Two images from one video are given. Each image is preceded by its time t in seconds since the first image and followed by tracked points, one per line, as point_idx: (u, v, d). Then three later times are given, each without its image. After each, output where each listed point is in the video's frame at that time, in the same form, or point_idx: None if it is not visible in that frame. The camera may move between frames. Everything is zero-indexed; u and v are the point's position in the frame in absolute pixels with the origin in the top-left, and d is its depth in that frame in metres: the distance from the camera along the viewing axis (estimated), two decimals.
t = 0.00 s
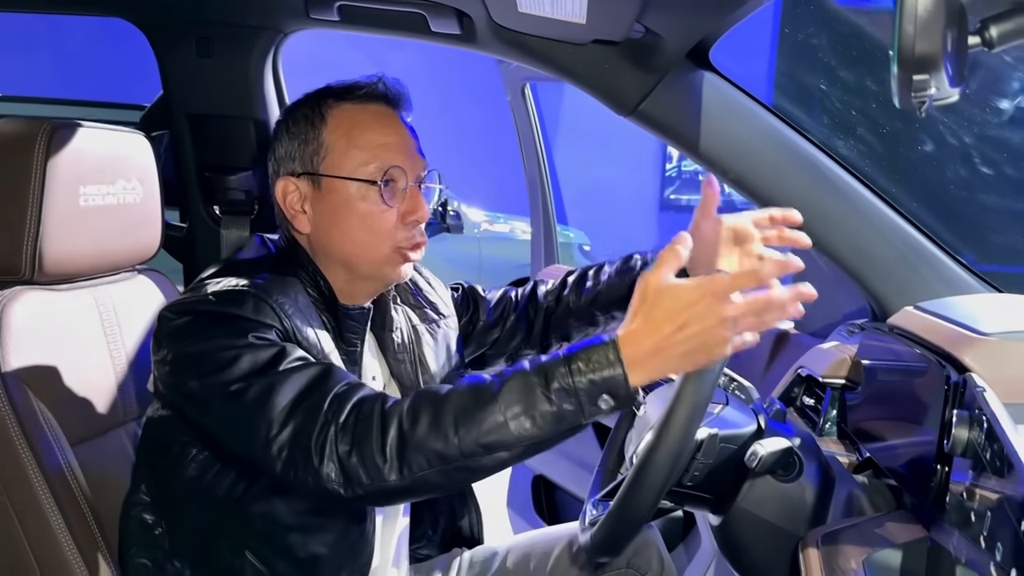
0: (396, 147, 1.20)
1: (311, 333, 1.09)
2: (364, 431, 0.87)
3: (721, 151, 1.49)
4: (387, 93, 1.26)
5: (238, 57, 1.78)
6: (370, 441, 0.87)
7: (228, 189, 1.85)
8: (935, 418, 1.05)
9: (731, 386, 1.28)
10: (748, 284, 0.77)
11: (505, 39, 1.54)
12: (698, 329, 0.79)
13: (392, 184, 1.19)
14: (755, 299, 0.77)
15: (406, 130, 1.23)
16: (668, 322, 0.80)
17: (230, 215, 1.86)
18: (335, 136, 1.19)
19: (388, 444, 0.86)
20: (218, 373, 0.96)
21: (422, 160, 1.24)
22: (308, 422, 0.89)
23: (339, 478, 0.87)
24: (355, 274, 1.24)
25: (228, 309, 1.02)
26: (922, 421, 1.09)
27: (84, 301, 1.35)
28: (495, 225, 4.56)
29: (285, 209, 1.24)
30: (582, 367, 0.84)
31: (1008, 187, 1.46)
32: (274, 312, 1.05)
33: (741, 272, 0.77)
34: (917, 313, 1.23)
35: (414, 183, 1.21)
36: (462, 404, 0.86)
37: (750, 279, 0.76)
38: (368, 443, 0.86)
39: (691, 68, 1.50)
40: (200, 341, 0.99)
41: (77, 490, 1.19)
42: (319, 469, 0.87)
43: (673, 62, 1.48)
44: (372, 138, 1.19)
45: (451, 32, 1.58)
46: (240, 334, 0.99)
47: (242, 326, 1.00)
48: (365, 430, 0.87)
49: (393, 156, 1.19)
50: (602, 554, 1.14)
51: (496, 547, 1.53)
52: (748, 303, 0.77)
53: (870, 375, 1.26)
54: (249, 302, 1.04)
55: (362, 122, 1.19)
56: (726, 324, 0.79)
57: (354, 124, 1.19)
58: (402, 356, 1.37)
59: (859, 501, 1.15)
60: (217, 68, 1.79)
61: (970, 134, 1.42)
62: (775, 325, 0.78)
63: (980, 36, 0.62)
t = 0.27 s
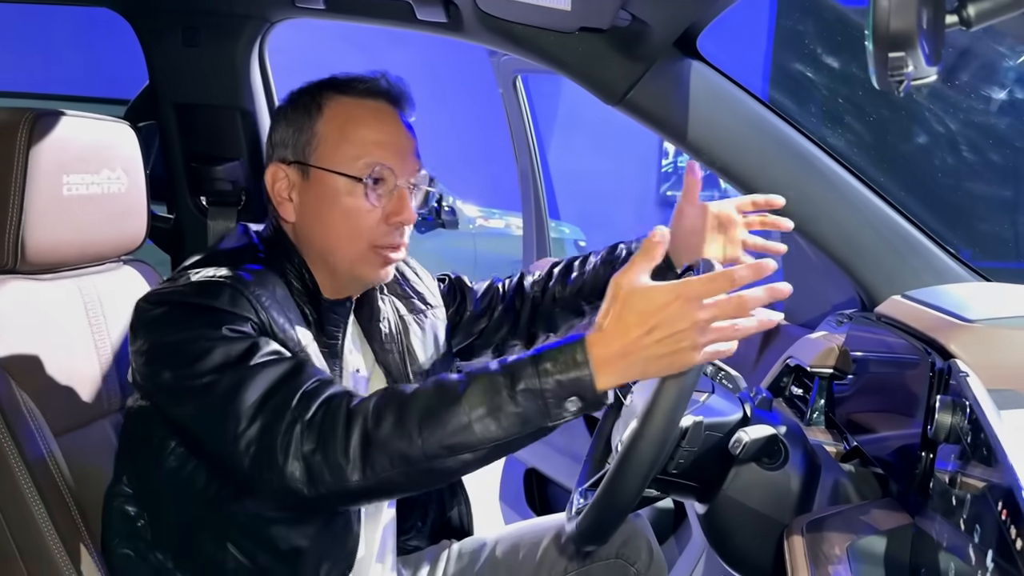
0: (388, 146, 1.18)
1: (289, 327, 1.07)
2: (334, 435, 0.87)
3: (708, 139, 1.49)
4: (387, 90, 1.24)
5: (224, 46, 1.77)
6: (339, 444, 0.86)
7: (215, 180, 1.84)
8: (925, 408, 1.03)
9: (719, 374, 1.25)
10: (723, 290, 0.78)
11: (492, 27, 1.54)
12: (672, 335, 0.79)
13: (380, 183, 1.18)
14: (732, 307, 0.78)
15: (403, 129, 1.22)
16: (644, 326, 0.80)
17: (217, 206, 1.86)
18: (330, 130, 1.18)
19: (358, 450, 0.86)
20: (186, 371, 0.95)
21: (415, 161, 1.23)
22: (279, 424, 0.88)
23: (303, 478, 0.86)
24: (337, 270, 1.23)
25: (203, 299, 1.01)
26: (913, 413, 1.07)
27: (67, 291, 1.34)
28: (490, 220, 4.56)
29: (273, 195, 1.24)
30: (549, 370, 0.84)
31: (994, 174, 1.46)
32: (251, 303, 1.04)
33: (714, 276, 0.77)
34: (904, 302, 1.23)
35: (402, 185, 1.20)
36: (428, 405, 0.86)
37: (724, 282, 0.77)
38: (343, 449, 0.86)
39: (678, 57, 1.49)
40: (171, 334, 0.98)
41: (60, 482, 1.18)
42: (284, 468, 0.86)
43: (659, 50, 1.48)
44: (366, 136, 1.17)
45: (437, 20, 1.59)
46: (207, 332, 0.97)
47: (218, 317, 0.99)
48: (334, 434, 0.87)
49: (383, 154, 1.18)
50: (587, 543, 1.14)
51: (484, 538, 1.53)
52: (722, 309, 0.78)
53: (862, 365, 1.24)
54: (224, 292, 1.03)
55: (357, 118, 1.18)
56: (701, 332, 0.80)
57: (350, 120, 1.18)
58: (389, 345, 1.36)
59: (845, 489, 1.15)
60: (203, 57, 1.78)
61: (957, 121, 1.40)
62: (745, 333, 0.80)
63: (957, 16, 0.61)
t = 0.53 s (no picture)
0: (324, 124, 1.20)
1: (245, 335, 1.04)
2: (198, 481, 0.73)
3: (697, 135, 1.49)
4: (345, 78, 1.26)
5: (211, 44, 1.78)
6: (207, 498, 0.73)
7: (204, 177, 1.84)
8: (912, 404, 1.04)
9: (707, 372, 1.27)
10: (570, 335, 0.66)
11: (479, 24, 1.57)
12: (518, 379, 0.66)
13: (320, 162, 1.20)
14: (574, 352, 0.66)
15: (350, 112, 1.24)
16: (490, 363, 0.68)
17: (207, 203, 1.85)
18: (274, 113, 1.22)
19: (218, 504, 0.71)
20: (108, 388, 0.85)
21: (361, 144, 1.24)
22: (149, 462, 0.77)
23: (131, 536, 0.74)
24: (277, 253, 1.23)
25: (166, 303, 0.95)
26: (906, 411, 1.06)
27: (54, 288, 1.34)
28: (488, 219, 4.71)
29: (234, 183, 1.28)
30: (371, 422, 0.73)
31: (982, 170, 1.52)
32: (210, 311, 0.99)
33: (553, 316, 0.66)
34: (892, 298, 1.21)
35: (337, 161, 1.21)
36: (258, 456, 0.74)
37: (560, 326, 0.66)
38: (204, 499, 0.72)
39: (667, 53, 1.51)
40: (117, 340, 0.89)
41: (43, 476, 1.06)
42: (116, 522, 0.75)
43: (647, 47, 1.49)
44: (304, 115, 1.20)
45: (426, 16, 1.61)
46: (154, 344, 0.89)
47: (166, 334, 0.92)
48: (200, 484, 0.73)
49: (325, 135, 1.20)
50: (575, 541, 1.13)
51: (474, 535, 1.52)
52: (562, 355, 0.66)
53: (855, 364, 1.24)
54: (185, 296, 0.98)
55: (303, 100, 1.21)
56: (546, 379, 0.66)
57: (291, 102, 1.21)
58: (368, 350, 1.36)
59: (833, 485, 1.14)
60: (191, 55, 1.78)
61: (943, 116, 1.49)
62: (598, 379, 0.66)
63: (936, 9, 0.60)
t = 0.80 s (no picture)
0: (294, 119, 1.25)
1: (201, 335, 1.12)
2: None
3: (689, 130, 1.48)
4: (318, 72, 1.32)
5: (205, 41, 1.78)
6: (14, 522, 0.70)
7: (198, 175, 1.84)
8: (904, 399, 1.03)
9: (702, 367, 1.25)
10: (256, 336, 0.64)
11: (473, 19, 1.58)
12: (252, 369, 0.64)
13: (284, 153, 1.24)
14: (258, 356, 0.64)
15: (315, 104, 1.28)
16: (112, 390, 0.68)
17: (201, 201, 1.85)
18: (246, 109, 1.27)
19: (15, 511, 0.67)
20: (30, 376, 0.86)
21: (326, 135, 1.28)
22: None
23: None
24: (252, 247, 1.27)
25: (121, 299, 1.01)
26: (898, 407, 1.05)
27: (46, 286, 1.33)
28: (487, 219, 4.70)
29: (215, 181, 1.34)
30: None
31: (976, 165, 1.52)
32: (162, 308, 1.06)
33: (216, 320, 0.65)
34: (888, 294, 1.20)
35: (305, 154, 1.25)
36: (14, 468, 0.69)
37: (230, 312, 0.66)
38: None
39: (661, 49, 1.51)
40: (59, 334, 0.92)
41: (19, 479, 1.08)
42: None
43: (641, 43, 1.49)
44: (274, 110, 1.26)
45: (419, 13, 1.61)
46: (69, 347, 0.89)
47: (112, 334, 0.94)
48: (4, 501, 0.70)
49: (288, 128, 1.25)
50: (570, 536, 1.13)
51: (470, 532, 1.52)
52: (233, 359, 0.64)
53: (850, 361, 1.23)
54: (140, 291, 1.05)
55: (269, 96, 1.27)
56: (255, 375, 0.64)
57: (263, 98, 1.27)
58: (355, 349, 1.41)
59: (826, 479, 1.13)
60: (184, 53, 1.78)
61: (938, 110, 1.50)
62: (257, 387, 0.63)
63: None
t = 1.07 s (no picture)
0: (286, 125, 1.26)
1: (185, 345, 1.11)
2: None
3: (688, 130, 1.48)
4: (314, 76, 1.32)
5: (204, 42, 1.78)
6: None
7: (199, 176, 1.85)
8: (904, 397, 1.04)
9: (702, 366, 1.25)
10: None
11: (471, 19, 1.58)
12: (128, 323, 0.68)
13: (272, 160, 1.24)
14: None
15: (304, 109, 1.27)
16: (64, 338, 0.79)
17: (202, 202, 1.85)
18: (240, 115, 1.28)
19: None
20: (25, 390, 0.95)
21: (315, 141, 1.27)
22: None
23: None
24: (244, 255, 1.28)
25: (101, 312, 1.04)
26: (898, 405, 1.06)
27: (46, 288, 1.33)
28: (488, 219, 4.71)
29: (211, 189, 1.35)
30: None
31: (974, 163, 1.54)
32: (142, 316, 1.07)
33: None
34: (888, 293, 1.20)
35: (296, 161, 1.26)
36: None
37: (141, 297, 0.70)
38: None
39: (660, 48, 1.51)
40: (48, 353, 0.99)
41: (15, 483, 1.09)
42: None
43: (640, 43, 1.50)
44: (266, 116, 1.26)
45: (418, 14, 1.61)
46: (54, 366, 0.97)
47: (98, 347, 1.00)
48: None
49: (277, 134, 1.25)
50: (570, 536, 1.12)
51: (470, 531, 1.52)
52: None
53: (851, 360, 1.23)
54: (120, 301, 1.07)
55: (258, 102, 1.27)
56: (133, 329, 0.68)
57: (257, 103, 1.27)
58: (357, 351, 1.41)
59: (826, 478, 1.13)
60: (184, 54, 1.78)
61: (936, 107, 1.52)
62: None
63: None
